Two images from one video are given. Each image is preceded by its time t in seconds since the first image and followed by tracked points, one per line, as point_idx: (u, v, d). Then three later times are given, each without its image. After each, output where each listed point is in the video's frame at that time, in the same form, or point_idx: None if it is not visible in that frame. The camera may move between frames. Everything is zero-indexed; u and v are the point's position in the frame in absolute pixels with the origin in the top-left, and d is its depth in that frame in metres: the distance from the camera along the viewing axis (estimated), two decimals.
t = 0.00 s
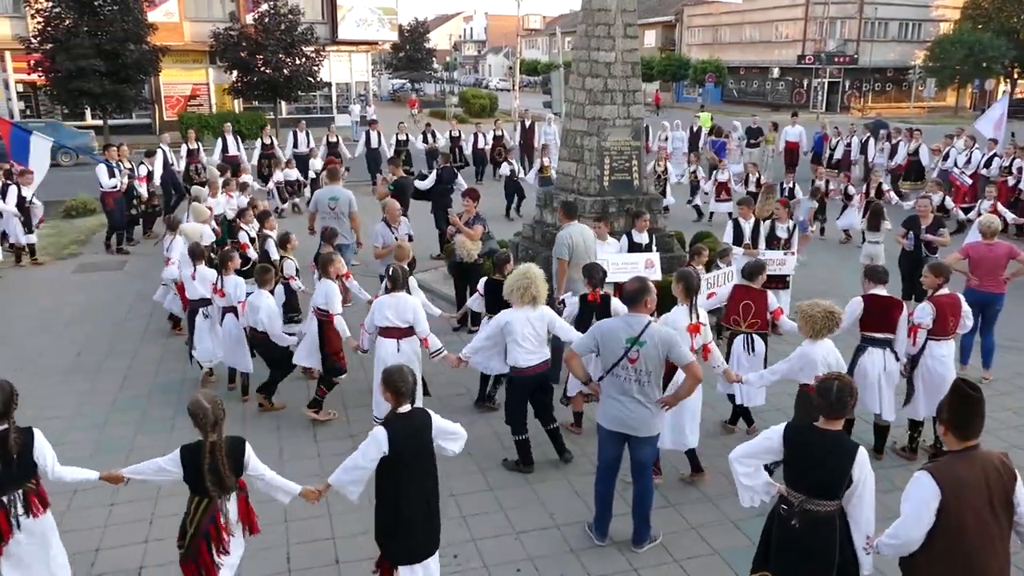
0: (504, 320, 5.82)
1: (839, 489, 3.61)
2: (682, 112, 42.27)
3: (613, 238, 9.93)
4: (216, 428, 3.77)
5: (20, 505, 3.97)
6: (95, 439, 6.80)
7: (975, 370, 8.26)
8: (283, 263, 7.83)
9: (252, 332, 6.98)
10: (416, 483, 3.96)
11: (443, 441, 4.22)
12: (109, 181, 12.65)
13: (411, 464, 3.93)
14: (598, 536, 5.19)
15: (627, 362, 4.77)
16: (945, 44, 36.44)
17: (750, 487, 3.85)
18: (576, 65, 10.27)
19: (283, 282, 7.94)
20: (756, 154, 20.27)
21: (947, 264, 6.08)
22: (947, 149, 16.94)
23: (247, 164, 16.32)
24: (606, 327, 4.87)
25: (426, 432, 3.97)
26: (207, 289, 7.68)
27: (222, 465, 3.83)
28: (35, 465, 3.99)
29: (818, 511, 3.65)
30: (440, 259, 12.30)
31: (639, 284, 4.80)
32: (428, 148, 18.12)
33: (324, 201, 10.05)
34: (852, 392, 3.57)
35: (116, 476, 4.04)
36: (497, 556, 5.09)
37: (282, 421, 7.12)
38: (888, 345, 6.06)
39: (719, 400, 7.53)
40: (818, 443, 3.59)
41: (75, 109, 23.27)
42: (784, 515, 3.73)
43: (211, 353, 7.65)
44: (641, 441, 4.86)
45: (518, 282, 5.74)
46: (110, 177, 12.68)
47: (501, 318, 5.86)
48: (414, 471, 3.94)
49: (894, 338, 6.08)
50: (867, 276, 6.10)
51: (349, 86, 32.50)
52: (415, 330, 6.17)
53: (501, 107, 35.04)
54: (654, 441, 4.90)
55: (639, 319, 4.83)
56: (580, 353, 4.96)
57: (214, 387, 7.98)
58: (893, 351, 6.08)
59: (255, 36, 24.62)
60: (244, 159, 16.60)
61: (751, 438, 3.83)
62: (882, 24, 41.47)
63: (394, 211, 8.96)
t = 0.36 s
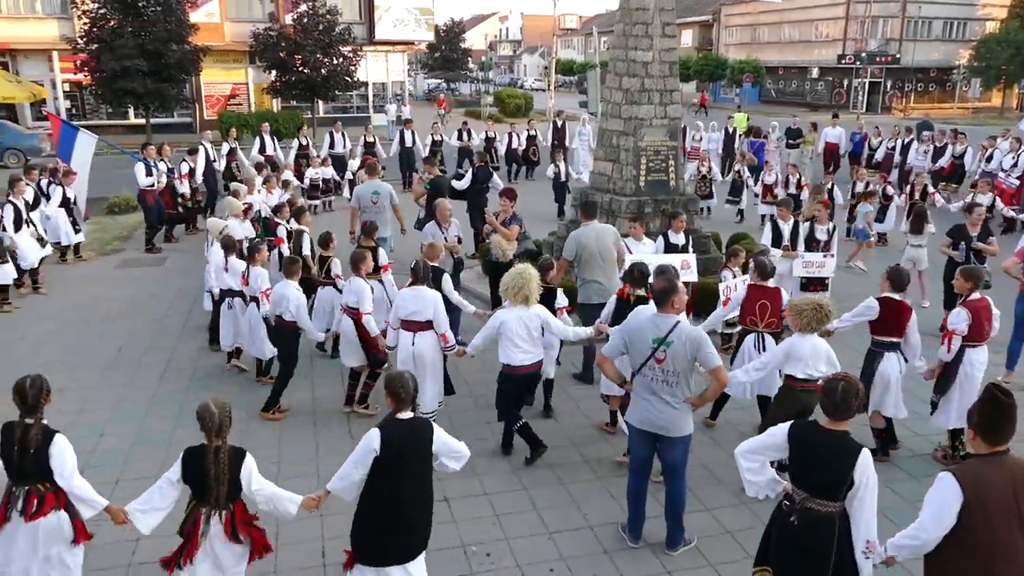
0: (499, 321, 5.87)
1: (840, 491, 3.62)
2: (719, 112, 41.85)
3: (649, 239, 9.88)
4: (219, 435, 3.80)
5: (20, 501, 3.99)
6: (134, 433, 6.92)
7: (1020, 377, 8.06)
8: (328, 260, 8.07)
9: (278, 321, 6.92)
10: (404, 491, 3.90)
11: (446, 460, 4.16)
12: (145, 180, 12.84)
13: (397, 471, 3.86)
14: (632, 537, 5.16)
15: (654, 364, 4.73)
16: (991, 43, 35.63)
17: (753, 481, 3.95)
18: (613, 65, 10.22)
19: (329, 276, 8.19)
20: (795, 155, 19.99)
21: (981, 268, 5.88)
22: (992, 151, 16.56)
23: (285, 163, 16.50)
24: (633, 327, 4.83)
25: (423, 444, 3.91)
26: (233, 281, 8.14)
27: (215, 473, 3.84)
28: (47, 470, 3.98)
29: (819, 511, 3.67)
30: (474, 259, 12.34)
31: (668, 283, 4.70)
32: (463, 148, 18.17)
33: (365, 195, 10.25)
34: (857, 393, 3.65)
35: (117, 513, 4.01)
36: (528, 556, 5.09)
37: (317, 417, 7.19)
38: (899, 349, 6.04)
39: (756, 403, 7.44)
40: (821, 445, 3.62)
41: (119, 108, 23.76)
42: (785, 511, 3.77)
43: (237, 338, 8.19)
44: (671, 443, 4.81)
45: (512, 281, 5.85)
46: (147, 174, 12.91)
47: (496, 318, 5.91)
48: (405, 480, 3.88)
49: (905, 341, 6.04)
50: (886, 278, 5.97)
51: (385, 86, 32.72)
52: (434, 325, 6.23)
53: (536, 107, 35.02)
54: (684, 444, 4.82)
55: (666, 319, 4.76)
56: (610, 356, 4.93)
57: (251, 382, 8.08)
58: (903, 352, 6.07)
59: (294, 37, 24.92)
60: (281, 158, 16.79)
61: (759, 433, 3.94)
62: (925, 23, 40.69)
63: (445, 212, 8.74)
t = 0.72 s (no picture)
0: (502, 318, 5.84)
1: (866, 497, 3.56)
2: (754, 112, 41.41)
3: (683, 240, 9.81)
4: (255, 420, 3.86)
5: (84, 492, 4.13)
6: (171, 426, 7.05)
7: None
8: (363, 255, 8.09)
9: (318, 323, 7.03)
10: (433, 480, 3.89)
11: (483, 450, 4.14)
12: (183, 177, 13.07)
13: (427, 459, 3.87)
14: (663, 539, 5.13)
15: (686, 364, 4.69)
16: None
17: (776, 485, 3.93)
18: (648, 65, 10.19)
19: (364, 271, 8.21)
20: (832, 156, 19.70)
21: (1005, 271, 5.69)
22: None
23: (320, 162, 16.66)
24: (666, 327, 4.80)
25: (454, 432, 3.90)
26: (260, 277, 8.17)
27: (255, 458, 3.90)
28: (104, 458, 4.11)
29: (844, 516, 3.61)
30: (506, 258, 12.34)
31: (703, 284, 4.67)
32: (497, 148, 18.20)
33: (395, 193, 10.47)
34: (885, 396, 3.57)
35: (181, 479, 4.13)
36: (560, 556, 5.08)
37: (350, 415, 7.24)
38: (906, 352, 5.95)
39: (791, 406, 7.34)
40: (847, 449, 3.57)
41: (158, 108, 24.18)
42: (810, 515, 3.72)
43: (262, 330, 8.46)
44: (701, 446, 4.77)
45: (516, 279, 5.77)
46: (184, 173, 13.13)
47: (500, 315, 5.88)
48: (432, 469, 3.88)
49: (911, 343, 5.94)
50: (887, 282, 5.85)
51: (418, 86, 32.86)
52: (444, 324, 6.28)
53: (569, 107, 34.93)
54: (717, 445, 4.77)
55: (699, 320, 4.70)
56: (643, 357, 4.89)
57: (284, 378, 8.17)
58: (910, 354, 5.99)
59: (330, 37, 25.15)
60: (316, 157, 16.95)
61: (784, 436, 3.89)
62: (967, 22, 39.85)
63: (492, 212, 8.52)
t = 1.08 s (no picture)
0: (531, 318, 5.79)
1: (903, 505, 3.49)
2: (788, 113, 40.89)
3: (716, 241, 9.73)
4: (299, 428, 3.88)
5: (150, 487, 4.23)
6: (206, 421, 7.16)
7: None
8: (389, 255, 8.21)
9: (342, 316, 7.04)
10: (480, 482, 3.91)
11: (536, 451, 4.16)
12: (217, 176, 13.34)
13: (477, 465, 3.89)
14: (693, 543, 5.10)
15: (720, 367, 4.64)
16: None
17: (811, 492, 3.88)
18: (681, 65, 10.13)
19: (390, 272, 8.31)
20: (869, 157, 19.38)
21: None
22: None
23: (353, 161, 16.79)
24: (700, 329, 4.75)
25: (503, 441, 3.90)
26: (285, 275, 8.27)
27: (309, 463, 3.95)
28: (160, 457, 4.19)
29: (879, 524, 3.56)
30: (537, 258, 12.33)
31: (738, 285, 4.63)
32: (529, 148, 18.21)
33: (416, 190, 11.02)
34: (923, 401, 3.50)
35: (221, 496, 4.26)
36: (588, 557, 5.06)
37: (380, 413, 7.28)
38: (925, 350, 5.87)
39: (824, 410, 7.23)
40: (878, 455, 3.52)
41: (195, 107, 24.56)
42: (845, 523, 3.68)
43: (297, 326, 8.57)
44: (733, 449, 4.72)
45: (550, 277, 5.77)
46: (219, 173, 13.36)
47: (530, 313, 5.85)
48: (480, 473, 3.90)
49: (930, 342, 5.91)
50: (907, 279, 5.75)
51: (450, 86, 32.98)
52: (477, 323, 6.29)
53: (601, 107, 34.79)
54: (748, 450, 4.71)
55: (734, 322, 4.66)
56: (675, 358, 4.85)
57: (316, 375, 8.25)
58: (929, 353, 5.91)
59: (363, 37, 25.33)
60: (349, 156, 17.10)
61: (819, 443, 3.84)
62: (1010, 21, 38.96)
63: (539, 218, 8.50)
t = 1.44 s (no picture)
0: (557, 316, 5.82)
1: (938, 511, 3.44)
2: (819, 113, 40.43)
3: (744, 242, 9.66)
4: (326, 409, 3.94)
5: (167, 465, 4.29)
6: (235, 415, 7.26)
7: None
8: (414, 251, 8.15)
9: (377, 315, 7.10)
10: (510, 475, 3.93)
11: (563, 437, 4.15)
12: (245, 174, 13.34)
13: (508, 457, 3.90)
14: (718, 546, 5.06)
15: (750, 369, 4.61)
16: None
17: (844, 494, 3.86)
18: (711, 65, 10.06)
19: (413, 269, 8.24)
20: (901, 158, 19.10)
21: None
22: None
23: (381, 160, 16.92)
24: (729, 331, 4.73)
25: (532, 430, 3.91)
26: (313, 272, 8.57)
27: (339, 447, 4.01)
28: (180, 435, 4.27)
29: (913, 530, 3.51)
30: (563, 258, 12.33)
31: (768, 288, 4.60)
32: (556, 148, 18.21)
33: (441, 188, 11.11)
34: (963, 406, 3.45)
35: (235, 464, 4.24)
36: (613, 559, 5.05)
37: (407, 411, 7.30)
38: (949, 359, 5.76)
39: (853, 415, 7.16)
40: (911, 459, 3.48)
41: (226, 107, 24.87)
42: (878, 528, 3.63)
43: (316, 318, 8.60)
44: (762, 454, 4.68)
45: (575, 279, 5.72)
46: (247, 169, 13.36)
47: (556, 313, 5.86)
48: (514, 462, 3.92)
49: (957, 351, 5.75)
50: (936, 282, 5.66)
51: (478, 86, 33.08)
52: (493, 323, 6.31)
53: (629, 107, 34.65)
54: (776, 453, 4.67)
55: (765, 324, 4.63)
56: (703, 361, 4.82)
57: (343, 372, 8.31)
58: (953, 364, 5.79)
59: (392, 37, 25.48)
60: (378, 155, 17.22)
61: (853, 445, 3.79)
62: None
63: (581, 220, 8.48)
